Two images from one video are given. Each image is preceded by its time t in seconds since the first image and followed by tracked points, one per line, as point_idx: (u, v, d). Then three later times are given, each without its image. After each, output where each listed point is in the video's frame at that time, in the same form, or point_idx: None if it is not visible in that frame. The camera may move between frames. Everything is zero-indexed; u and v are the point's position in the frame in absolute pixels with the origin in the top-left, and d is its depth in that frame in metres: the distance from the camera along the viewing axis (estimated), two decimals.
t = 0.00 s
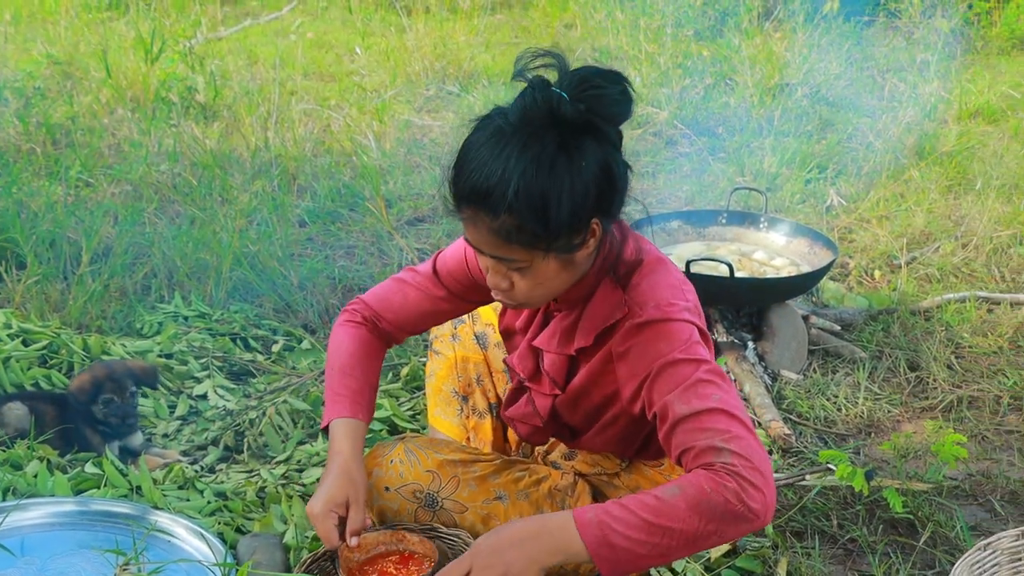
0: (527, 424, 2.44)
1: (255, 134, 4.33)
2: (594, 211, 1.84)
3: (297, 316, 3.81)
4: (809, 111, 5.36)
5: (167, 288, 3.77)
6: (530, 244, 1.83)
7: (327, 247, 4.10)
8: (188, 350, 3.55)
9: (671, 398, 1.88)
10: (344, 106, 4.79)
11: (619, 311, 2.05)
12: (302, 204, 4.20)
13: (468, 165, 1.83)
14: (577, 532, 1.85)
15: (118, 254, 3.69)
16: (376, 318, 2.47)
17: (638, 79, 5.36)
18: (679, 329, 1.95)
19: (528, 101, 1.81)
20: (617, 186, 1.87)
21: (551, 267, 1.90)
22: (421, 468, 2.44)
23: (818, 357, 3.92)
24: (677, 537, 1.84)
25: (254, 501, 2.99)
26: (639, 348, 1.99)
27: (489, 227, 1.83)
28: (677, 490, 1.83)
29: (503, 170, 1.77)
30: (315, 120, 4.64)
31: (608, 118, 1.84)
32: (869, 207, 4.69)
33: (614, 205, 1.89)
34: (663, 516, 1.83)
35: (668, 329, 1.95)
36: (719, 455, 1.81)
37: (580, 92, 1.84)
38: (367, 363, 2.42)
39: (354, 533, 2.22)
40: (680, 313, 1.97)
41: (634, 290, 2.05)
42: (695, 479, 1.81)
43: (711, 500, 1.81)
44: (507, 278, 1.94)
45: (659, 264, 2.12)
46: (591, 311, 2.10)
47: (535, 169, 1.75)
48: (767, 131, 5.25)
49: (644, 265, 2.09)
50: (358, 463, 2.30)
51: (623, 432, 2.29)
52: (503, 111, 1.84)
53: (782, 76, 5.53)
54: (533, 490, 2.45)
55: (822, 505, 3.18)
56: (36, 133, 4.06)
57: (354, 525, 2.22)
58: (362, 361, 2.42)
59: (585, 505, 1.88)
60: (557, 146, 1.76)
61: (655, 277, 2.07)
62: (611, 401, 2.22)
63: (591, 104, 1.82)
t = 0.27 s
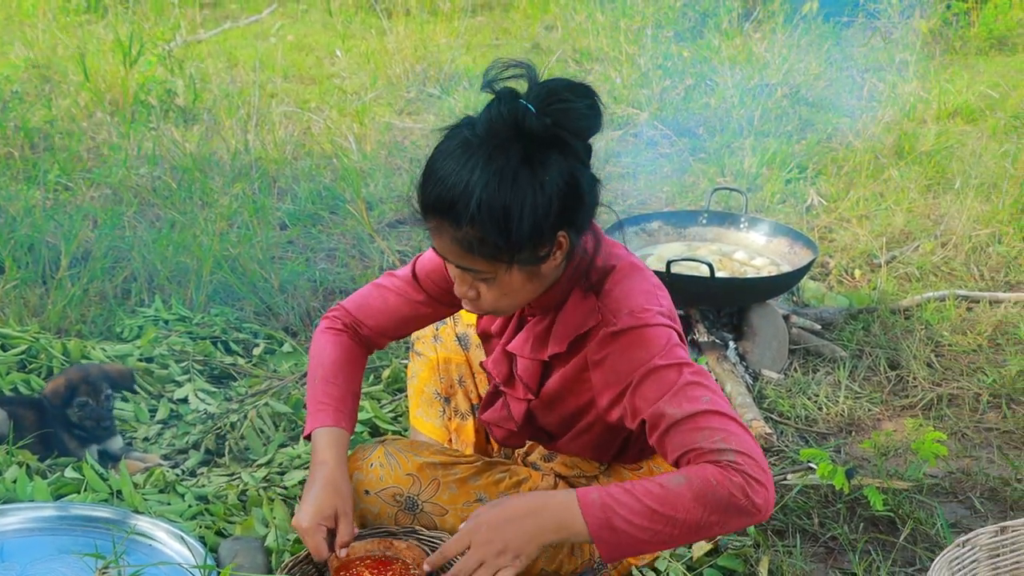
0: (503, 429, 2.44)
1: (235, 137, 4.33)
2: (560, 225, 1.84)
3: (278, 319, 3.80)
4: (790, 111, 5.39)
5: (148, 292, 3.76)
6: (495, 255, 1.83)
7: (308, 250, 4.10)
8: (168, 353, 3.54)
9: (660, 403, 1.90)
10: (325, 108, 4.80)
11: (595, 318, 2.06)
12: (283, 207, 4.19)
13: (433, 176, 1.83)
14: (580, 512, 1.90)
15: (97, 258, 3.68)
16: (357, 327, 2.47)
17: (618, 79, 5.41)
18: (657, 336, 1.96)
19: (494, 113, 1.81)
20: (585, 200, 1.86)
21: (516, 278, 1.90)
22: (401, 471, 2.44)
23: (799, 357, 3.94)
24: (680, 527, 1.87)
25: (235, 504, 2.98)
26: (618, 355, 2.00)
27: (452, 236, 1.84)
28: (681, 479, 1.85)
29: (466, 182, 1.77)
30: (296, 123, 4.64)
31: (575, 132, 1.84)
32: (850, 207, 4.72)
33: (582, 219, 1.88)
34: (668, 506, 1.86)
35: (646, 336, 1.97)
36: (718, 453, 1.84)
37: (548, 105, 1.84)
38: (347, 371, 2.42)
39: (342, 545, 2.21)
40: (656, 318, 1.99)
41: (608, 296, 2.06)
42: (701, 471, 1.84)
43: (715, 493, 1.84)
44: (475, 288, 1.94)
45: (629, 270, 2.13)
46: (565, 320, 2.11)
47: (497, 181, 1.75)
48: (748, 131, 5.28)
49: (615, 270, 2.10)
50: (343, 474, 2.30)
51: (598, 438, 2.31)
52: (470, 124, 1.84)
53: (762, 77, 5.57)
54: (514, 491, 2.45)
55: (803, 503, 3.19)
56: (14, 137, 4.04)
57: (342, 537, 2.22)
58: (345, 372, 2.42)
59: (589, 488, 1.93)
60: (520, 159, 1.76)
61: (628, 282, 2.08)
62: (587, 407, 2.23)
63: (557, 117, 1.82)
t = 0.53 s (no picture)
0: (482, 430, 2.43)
1: (215, 138, 4.32)
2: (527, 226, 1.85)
3: (259, 321, 3.80)
4: (770, 111, 5.41)
5: (127, 294, 3.76)
6: (462, 258, 1.84)
7: (289, 251, 4.11)
8: (148, 356, 3.53)
9: (658, 395, 1.94)
10: (305, 110, 4.81)
11: (575, 317, 2.06)
12: (263, 209, 4.20)
13: (400, 181, 1.84)
14: (595, 478, 1.96)
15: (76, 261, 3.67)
16: (335, 332, 2.47)
17: (599, 80, 5.46)
18: (638, 332, 1.98)
19: (458, 117, 1.82)
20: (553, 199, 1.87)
21: (486, 280, 1.91)
22: (383, 468, 2.42)
23: (780, 356, 3.95)
24: (692, 499, 1.95)
25: (216, 506, 2.97)
26: (603, 353, 2.02)
27: (420, 240, 1.85)
28: (695, 455, 1.91)
29: (432, 184, 1.79)
30: (276, 124, 4.64)
31: (540, 135, 1.84)
32: (830, 207, 4.74)
33: (551, 221, 1.88)
34: (681, 480, 1.93)
35: (628, 333, 1.99)
36: (726, 435, 1.91)
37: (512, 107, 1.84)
38: (327, 376, 2.42)
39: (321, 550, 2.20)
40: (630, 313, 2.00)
41: (583, 294, 2.06)
42: (714, 448, 1.91)
43: (725, 469, 1.92)
44: (446, 291, 1.94)
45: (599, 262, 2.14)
46: (541, 320, 2.11)
47: (461, 185, 1.76)
48: (729, 131, 5.30)
49: (588, 267, 2.11)
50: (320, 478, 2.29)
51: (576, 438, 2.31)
52: (436, 127, 1.84)
53: (742, 76, 5.60)
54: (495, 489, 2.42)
55: (784, 501, 3.19)
56: None
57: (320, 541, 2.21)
58: (322, 371, 2.43)
59: (606, 456, 1.98)
60: (482, 160, 1.77)
61: (602, 277, 2.09)
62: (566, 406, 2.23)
63: (522, 120, 1.83)
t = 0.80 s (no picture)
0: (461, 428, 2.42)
1: (198, 142, 4.33)
2: (494, 221, 1.85)
3: (242, 325, 3.81)
4: (754, 112, 5.44)
5: (110, 299, 3.76)
6: (427, 251, 1.85)
7: (272, 255, 4.12)
8: (131, 360, 3.52)
9: (636, 397, 1.94)
10: (289, 113, 4.82)
11: (552, 316, 2.05)
12: (246, 212, 4.21)
13: (372, 173, 1.86)
14: (574, 476, 1.97)
15: (58, 266, 3.66)
16: (317, 340, 2.45)
17: (582, 82, 5.50)
18: (614, 332, 1.96)
19: (428, 110, 1.83)
20: (521, 197, 1.86)
21: (451, 275, 1.91)
22: (365, 472, 2.38)
23: (763, 357, 3.96)
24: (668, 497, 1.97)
25: (199, 510, 2.96)
26: (580, 353, 2.01)
27: (386, 232, 1.88)
28: (671, 456, 1.93)
29: (396, 176, 1.81)
30: (260, 128, 4.64)
31: (509, 132, 1.84)
32: (813, 207, 4.77)
33: (517, 218, 1.87)
34: (657, 480, 1.95)
35: (605, 334, 1.97)
36: (703, 437, 1.93)
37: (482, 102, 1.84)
38: (311, 380, 2.41)
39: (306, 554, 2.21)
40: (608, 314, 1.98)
41: (559, 292, 2.04)
42: (691, 450, 1.92)
43: (702, 469, 1.94)
44: (413, 284, 1.96)
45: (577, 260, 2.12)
46: (517, 319, 2.09)
47: (425, 178, 1.77)
48: (712, 133, 5.32)
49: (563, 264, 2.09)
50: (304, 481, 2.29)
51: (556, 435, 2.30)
52: (410, 121, 1.86)
53: (726, 78, 5.63)
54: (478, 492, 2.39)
55: (767, 502, 3.20)
56: None
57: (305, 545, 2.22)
58: (304, 383, 2.41)
59: (584, 456, 1.98)
60: (444, 155, 1.78)
61: (578, 275, 2.07)
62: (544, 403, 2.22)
63: (490, 116, 1.82)
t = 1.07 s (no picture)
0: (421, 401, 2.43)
1: (182, 145, 4.33)
2: (406, 209, 1.80)
3: (225, 328, 3.82)
4: (737, 113, 5.47)
5: (92, 301, 3.76)
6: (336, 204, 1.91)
7: (257, 258, 4.17)
8: (113, 363, 3.51)
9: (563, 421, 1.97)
10: (272, 115, 4.83)
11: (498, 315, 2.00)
12: (229, 215, 4.26)
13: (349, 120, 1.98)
14: (491, 471, 2.09)
15: (39, 270, 3.65)
16: (379, 333, 2.58)
17: (566, 83, 5.53)
18: (557, 347, 1.92)
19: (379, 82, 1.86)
20: (480, 180, 1.81)
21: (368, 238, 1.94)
22: (347, 473, 2.38)
23: (747, 356, 3.97)
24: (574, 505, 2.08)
25: (182, 513, 2.95)
26: (522, 363, 1.97)
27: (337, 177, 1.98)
28: (580, 480, 2.02)
29: (353, 158, 1.80)
30: (243, 130, 4.65)
31: (415, 133, 1.74)
32: (796, 207, 4.79)
33: (402, 211, 1.81)
34: (564, 494, 2.05)
35: (546, 347, 1.93)
36: (615, 472, 2.00)
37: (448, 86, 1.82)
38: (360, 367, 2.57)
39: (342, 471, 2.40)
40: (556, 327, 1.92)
41: (511, 296, 1.98)
42: (599, 480, 2.01)
43: (609, 495, 2.04)
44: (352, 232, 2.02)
45: (542, 256, 2.04)
46: (467, 307, 2.06)
47: (337, 134, 1.83)
48: (696, 133, 5.33)
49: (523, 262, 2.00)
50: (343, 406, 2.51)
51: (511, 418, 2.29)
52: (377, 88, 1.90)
53: (709, 79, 5.66)
54: (461, 492, 2.37)
55: (751, 501, 3.20)
56: None
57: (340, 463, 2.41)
58: (362, 369, 2.57)
59: (502, 456, 2.08)
60: (398, 131, 1.74)
61: (535, 278, 1.98)
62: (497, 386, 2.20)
63: (403, 107, 1.76)
